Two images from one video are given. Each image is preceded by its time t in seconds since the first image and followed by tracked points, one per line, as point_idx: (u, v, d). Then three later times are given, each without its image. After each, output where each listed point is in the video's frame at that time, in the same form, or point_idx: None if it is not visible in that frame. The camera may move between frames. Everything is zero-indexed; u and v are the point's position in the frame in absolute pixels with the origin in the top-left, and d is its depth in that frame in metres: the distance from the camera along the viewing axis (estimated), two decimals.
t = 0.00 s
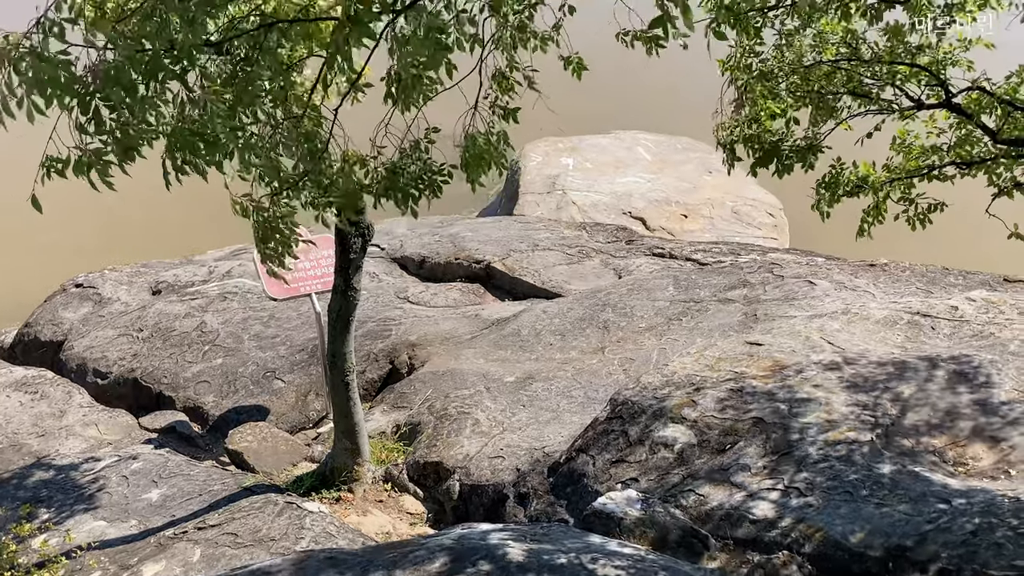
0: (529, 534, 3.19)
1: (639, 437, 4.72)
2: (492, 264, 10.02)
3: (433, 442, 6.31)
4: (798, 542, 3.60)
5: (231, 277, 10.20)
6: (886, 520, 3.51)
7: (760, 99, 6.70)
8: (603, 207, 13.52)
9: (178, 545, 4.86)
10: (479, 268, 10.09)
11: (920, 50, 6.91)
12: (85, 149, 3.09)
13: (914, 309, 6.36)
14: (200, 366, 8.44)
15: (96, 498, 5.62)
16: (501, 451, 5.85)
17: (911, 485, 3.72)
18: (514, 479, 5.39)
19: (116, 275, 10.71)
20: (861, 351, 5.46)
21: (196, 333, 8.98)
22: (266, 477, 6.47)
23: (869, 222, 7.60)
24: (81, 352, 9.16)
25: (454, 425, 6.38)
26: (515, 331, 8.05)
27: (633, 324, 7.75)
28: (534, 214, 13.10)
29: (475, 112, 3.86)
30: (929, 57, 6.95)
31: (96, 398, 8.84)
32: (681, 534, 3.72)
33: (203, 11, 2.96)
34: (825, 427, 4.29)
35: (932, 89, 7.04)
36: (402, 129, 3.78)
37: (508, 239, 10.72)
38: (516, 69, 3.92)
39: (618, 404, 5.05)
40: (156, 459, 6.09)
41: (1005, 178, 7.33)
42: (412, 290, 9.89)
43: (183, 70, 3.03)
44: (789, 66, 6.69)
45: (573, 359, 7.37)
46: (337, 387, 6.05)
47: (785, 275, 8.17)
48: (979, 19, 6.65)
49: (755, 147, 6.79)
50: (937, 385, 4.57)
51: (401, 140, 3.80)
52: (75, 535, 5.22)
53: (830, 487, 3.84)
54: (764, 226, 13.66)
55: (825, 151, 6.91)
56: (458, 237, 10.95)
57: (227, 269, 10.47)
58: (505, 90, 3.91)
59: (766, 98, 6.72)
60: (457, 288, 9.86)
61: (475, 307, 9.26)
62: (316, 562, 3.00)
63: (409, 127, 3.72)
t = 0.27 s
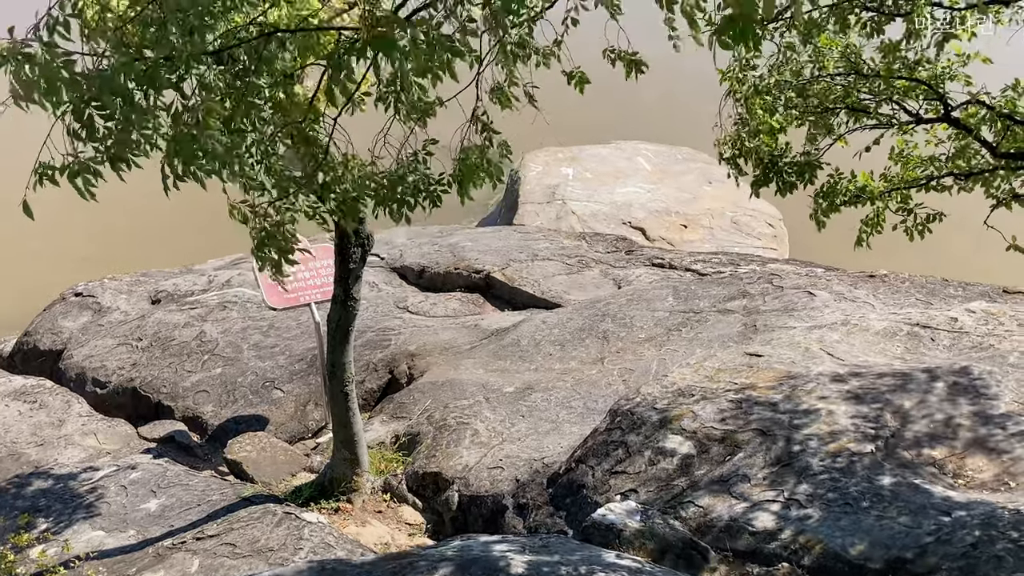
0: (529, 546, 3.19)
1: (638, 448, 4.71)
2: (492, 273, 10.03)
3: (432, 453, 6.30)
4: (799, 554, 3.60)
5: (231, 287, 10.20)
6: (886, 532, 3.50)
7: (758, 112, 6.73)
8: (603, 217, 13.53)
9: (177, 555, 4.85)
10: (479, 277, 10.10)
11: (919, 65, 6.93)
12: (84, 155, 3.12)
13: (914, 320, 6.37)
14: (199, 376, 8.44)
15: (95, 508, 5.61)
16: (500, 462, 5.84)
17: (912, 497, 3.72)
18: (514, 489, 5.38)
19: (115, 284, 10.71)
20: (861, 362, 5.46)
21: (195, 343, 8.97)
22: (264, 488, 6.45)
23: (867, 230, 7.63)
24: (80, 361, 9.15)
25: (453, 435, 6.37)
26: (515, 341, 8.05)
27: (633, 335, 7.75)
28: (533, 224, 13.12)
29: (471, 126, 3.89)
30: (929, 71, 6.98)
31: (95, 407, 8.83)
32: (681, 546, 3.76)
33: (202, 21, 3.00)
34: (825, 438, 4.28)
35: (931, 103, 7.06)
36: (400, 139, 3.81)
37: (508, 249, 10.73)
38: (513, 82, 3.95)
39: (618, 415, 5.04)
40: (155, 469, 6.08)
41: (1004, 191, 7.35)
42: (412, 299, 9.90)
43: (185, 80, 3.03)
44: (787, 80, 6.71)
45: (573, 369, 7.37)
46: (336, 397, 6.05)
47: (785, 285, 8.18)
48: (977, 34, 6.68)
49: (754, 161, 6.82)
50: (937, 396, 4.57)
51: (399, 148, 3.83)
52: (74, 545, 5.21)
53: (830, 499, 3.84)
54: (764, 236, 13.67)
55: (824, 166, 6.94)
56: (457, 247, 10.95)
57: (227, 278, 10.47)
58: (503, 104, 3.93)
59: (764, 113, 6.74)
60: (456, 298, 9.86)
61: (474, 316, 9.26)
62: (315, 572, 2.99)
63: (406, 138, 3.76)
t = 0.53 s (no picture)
0: (530, 558, 3.19)
1: (638, 459, 4.71)
2: (492, 284, 10.04)
3: (431, 464, 6.30)
4: (799, 566, 3.59)
5: (230, 297, 10.21)
6: (886, 544, 3.51)
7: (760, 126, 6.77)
8: (602, 228, 13.56)
9: (176, 566, 4.84)
10: (479, 288, 10.11)
11: (919, 79, 6.98)
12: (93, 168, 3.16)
13: (914, 332, 6.38)
14: (198, 386, 8.43)
15: (94, 519, 5.61)
16: (499, 473, 5.84)
17: (911, 509, 3.72)
18: (513, 501, 5.38)
19: (115, 295, 10.72)
20: (860, 374, 5.46)
21: (195, 353, 8.98)
22: (263, 499, 6.44)
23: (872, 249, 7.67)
24: (79, 371, 9.15)
25: (453, 446, 6.37)
26: (514, 352, 8.06)
27: (632, 346, 7.76)
28: (533, 235, 13.14)
29: (485, 134, 3.92)
30: (929, 85, 7.02)
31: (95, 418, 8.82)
32: (681, 557, 3.76)
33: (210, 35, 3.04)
34: (825, 450, 4.29)
35: (931, 116, 7.11)
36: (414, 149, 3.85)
37: (508, 260, 10.75)
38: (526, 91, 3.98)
39: (617, 426, 5.04)
40: (155, 480, 6.07)
41: (1004, 205, 7.39)
42: (411, 310, 9.91)
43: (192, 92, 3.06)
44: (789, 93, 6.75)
45: (572, 380, 7.37)
46: (335, 408, 6.06)
47: (785, 297, 8.19)
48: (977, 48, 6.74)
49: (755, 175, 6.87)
50: (936, 408, 4.57)
51: (413, 158, 3.88)
52: (72, 556, 5.20)
53: (830, 511, 3.84)
54: (764, 247, 13.69)
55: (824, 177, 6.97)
56: (457, 258, 10.97)
57: (226, 288, 10.48)
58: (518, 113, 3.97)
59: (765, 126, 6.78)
60: (456, 309, 9.86)
61: (474, 327, 9.27)
62: None
63: (420, 148, 3.81)
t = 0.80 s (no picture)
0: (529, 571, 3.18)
1: (637, 472, 4.71)
2: (490, 296, 10.05)
3: (429, 477, 6.29)
4: None
5: (229, 309, 10.22)
6: (885, 556, 3.51)
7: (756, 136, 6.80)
8: (601, 240, 13.57)
9: None
10: (477, 300, 10.12)
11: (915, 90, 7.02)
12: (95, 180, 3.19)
13: (912, 344, 6.39)
14: (196, 399, 8.43)
15: (91, 533, 5.59)
16: (498, 486, 5.83)
17: (910, 521, 3.72)
18: (512, 514, 5.38)
19: (114, 307, 10.72)
20: (859, 386, 5.47)
21: (193, 366, 8.98)
22: (261, 512, 6.42)
23: (866, 260, 7.70)
24: (78, 384, 9.14)
25: (451, 459, 6.36)
26: (513, 364, 8.07)
27: (631, 358, 7.76)
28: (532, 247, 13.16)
29: (485, 141, 3.92)
30: (925, 96, 7.06)
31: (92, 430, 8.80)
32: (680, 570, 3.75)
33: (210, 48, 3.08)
34: (824, 462, 4.29)
35: (928, 127, 7.15)
36: (416, 155, 3.83)
37: (506, 272, 10.76)
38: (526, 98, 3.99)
39: (616, 438, 5.03)
40: (153, 493, 6.06)
41: (1002, 216, 7.42)
42: (410, 322, 9.92)
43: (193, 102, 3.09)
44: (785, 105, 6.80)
45: (571, 393, 7.36)
46: (334, 420, 6.06)
47: (783, 308, 8.21)
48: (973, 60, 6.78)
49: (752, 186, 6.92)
50: (935, 420, 4.57)
51: (414, 165, 3.84)
52: (70, 570, 5.18)
53: (829, 523, 3.84)
54: (762, 258, 13.71)
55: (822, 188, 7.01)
56: (456, 270, 10.98)
57: (225, 301, 10.49)
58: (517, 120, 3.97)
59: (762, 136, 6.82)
60: (454, 321, 9.87)
61: (473, 339, 9.28)
62: None
63: (421, 155, 3.79)
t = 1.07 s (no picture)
0: None
1: (635, 484, 4.71)
2: (488, 308, 10.06)
3: (427, 490, 6.28)
4: None
5: (226, 323, 10.21)
6: (884, 568, 3.51)
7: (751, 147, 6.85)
8: (598, 252, 13.60)
9: None
10: (475, 312, 10.13)
11: (910, 101, 7.07)
12: (91, 193, 3.22)
13: (910, 355, 6.40)
14: (194, 413, 8.42)
15: (88, 548, 5.58)
16: (496, 499, 5.82)
17: (908, 533, 3.73)
18: (510, 527, 5.37)
19: (111, 321, 10.72)
20: (857, 398, 5.48)
21: (191, 380, 8.97)
22: (259, 527, 6.39)
23: (861, 270, 7.76)
24: (75, 398, 9.13)
25: (449, 472, 6.36)
26: (510, 377, 8.07)
27: (629, 370, 7.77)
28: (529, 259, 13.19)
29: (481, 152, 3.94)
30: (920, 108, 7.11)
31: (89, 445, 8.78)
32: None
33: (205, 60, 3.12)
34: (821, 474, 4.30)
35: (923, 138, 7.19)
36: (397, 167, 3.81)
37: (504, 284, 10.78)
38: (513, 108, 4.02)
39: (614, 451, 5.04)
40: (150, 507, 6.05)
41: (998, 227, 7.45)
42: (407, 335, 9.92)
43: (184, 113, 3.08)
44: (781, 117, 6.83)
45: (569, 405, 7.36)
46: (332, 434, 6.10)
47: (781, 320, 8.22)
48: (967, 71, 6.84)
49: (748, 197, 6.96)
50: (932, 431, 4.59)
51: (397, 177, 3.83)
52: None
53: (827, 535, 3.84)
54: (760, 270, 13.74)
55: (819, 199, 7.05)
56: (453, 283, 11.00)
57: (222, 314, 10.49)
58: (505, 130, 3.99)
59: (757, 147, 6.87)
60: (452, 333, 9.87)
61: (470, 352, 9.29)
62: None
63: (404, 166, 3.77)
